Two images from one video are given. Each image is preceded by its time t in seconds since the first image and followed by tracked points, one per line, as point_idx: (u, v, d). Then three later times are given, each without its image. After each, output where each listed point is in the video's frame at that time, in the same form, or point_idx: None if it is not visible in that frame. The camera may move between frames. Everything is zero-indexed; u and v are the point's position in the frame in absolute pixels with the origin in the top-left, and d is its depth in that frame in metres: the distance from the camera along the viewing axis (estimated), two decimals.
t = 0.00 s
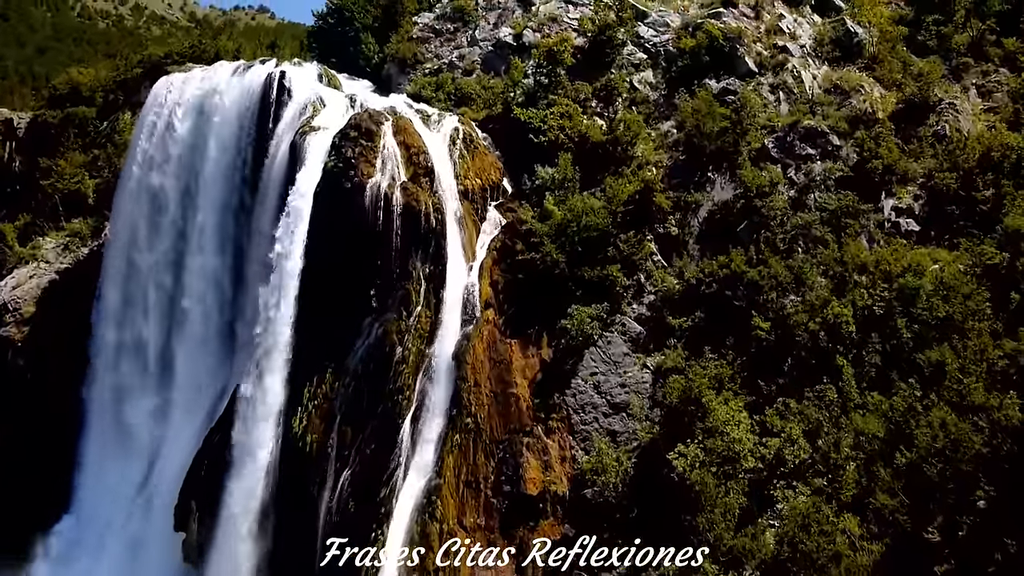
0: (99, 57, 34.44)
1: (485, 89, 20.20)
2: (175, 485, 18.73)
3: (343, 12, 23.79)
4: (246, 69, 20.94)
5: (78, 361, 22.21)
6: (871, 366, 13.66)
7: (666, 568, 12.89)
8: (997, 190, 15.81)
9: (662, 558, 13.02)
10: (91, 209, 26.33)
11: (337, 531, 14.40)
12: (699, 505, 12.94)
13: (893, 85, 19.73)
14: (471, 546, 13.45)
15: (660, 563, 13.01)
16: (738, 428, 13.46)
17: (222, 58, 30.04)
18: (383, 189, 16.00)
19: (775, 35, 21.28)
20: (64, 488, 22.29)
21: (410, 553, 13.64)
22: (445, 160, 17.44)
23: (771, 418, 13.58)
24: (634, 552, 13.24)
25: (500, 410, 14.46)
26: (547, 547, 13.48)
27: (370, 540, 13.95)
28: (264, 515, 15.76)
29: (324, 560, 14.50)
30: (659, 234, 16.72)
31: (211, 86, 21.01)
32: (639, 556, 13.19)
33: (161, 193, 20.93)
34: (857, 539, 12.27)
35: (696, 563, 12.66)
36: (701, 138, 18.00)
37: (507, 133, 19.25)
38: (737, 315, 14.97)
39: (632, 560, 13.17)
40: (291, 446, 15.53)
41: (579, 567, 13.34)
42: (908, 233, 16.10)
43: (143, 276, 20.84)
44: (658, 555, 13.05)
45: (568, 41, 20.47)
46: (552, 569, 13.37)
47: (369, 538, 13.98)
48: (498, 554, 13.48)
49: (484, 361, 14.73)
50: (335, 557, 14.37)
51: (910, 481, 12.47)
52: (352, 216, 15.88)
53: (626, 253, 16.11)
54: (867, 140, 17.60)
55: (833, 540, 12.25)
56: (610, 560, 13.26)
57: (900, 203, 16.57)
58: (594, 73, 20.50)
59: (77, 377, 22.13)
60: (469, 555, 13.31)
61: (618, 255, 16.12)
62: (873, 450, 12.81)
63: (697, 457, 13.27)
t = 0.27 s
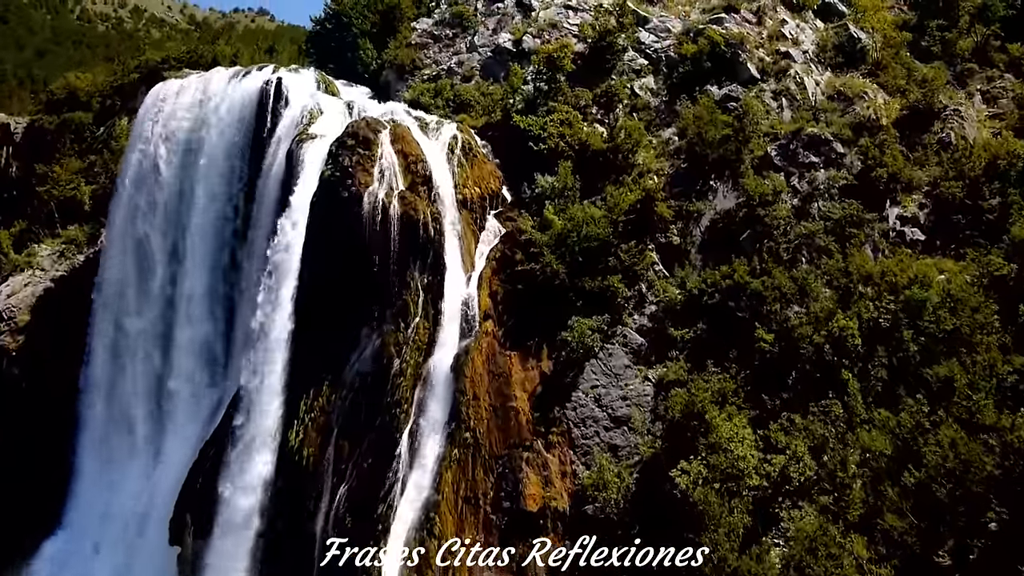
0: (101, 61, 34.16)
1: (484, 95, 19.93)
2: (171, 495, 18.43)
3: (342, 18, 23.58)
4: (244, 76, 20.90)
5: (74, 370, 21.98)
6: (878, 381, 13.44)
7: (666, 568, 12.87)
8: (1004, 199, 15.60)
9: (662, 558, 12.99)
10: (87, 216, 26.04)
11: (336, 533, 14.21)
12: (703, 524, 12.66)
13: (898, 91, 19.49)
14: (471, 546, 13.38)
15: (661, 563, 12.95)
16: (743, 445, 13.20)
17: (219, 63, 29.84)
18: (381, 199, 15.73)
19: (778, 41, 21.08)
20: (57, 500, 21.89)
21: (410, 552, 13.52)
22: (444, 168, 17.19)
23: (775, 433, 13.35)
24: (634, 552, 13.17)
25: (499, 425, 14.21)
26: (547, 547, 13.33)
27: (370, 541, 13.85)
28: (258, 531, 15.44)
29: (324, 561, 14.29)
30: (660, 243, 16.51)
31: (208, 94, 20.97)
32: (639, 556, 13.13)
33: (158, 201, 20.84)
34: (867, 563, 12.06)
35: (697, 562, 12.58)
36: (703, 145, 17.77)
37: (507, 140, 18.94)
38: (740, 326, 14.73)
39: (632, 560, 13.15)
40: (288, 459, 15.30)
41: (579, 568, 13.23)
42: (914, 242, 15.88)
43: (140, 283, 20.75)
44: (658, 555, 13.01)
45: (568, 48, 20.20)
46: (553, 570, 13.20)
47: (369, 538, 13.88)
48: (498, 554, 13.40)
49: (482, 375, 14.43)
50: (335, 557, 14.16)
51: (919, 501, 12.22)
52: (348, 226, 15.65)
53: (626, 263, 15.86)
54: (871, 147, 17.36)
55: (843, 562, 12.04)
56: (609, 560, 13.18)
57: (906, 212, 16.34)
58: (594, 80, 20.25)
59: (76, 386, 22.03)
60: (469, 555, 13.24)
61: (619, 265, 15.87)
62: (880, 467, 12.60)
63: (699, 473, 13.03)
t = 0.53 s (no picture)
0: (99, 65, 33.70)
1: (482, 103, 19.66)
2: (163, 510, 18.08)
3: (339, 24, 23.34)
4: (239, 83, 20.61)
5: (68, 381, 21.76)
6: (884, 398, 13.22)
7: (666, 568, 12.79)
8: (1012, 210, 15.38)
9: (662, 558, 12.91)
10: (82, 223, 25.70)
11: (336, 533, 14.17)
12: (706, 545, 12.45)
13: (902, 99, 19.26)
14: (471, 546, 13.24)
15: (661, 564, 12.87)
16: (747, 465, 12.94)
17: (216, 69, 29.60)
18: (378, 210, 15.47)
19: (780, 47, 20.84)
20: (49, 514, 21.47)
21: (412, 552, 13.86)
22: (441, 178, 16.94)
23: (780, 452, 13.06)
24: (634, 552, 13.05)
25: (498, 442, 13.85)
26: (547, 546, 13.05)
27: (370, 540, 13.97)
28: (254, 547, 15.15)
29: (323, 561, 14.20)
30: (662, 255, 16.24)
31: (203, 101, 20.66)
32: (640, 556, 13.01)
33: (151, 209, 20.49)
34: None
35: (697, 562, 12.52)
36: (705, 155, 17.48)
37: (506, 149, 18.69)
38: (743, 340, 14.49)
39: (632, 560, 13.00)
40: (283, 476, 14.97)
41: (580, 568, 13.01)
42: (920, 254, 15.66)
43: (132, 293, 20.37)
44: (658, 555, 12.93)
45: (568, 55, 19.91)
46: (553, 569, 12.91)
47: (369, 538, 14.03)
48: (499, 555, 12.98)
49: (480, 390, 14.13)
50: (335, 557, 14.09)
51: (929, 525, 11.97)
52: (343, 237, 15.32)
53: (627, 275, 15.64)
54: (876, 157, 17.12)
55: None
56: (610, 560, 12.98)
57: (911, 222, 16.14)
58: (594, 87, 19.99)
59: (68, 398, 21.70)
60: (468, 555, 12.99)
61: (619, 278, 15.60)
62: (887, 488, 12.34)
63: (703, 493, 12.79)
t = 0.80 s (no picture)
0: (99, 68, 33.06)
1: (480, 110, 19.43)
2: (157, 523, 17.82)
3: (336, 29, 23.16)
4: (235, 90, 20.39)
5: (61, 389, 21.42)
6: (891, 415, 12.97)
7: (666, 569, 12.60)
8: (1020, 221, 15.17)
9: (662, 559, 12.71)
10: (77, 231, 25.41)
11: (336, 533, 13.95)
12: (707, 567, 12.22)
13: (907, 106, 19.03)
14: (471, 545, 13.27)
15: (660, 564, 12.68)
16: (751, 484, 12.66)
17: (213, 74, 29.25)
18: (374, 220, 15.25)
19: (782, 53, 20.60)
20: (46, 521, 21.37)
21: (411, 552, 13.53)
22: (438, 189, 16.62)
23: (784, 470, 12.83)
24: (633, 552, 12.83)
25: (497, 458, 13.64)
26: (547, 547, 12.78)
27: (370, 539, 13.80)
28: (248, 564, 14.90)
29: (322, 562, 13.94)
30: (664, 266, 15.98)
31: (198, 107, 20.38)
32: (639, 556, 12.81)
33: (145, 216, 20.25)
34: None
35: (697, 562, 12.32)
36: (707, 164, 17.16)
37: (504, 157, 18.40)
38: (746, 354, 14.28)
39: (631, 560, 12.79)
40: (277, 491, 14.66)
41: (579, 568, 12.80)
42: (926, 266, 15.50)
43: (125, 302, 20.09)
44: (658, 555, 12.74)
45: (567, 61, 19.69)
46: (552, 570, 12.69)
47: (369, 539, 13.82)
48: (499, 554, 13.00)
49: (478, 406, 14.01)
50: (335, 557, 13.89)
51: (938, 549, 11.75)
52: (339, 248, 15.11)
53: (627, 287, 15.30)
54: (880, 165, 16.87)
55: None
56: (610, 560, 12.73)
57: (916, 232, 15.92)
58: (594, 94, 19.74)
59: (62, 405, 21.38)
60: (469, 555, 13.14)
61: (620, 290, 15.31)
62: (894, 510, 12.13)
63: (706, 514, 12.50)
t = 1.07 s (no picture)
0: (97, 71, 32.32)
1: (479, 116, 19.22)
2: (152, 535, 17.60)
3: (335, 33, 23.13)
4: (234, 96, 20.23)
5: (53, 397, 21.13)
6: (897, 430, 12.79)
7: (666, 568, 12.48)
8: None
9: (662, 558, 12.60)
10: (73, 236, 25.16)
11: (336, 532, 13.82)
12: None
13: (910, 113, 18.88)
14: (471, 545, 13.09)
15: (660, 564, 12.55)
16: (755, 502, 12.43)
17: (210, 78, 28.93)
18: (371, 229, 14.99)
19: (784, 58, 20.41)
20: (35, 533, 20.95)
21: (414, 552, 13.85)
22: (436, 197, 16.40)
23: (788, 485, 12.61)
24: (633, 552, 12.66)
25: (496, 472, 13.42)
26: (547, 546, 12.71)
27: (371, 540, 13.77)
28: None
29: (321, 562, 13.81)
30: (664, 275, 15.72)
31: (195, 113, 20.22)
32: (639, 556, 12.64)
33: (141, 223, 20.03)
34: None
35: (697, 562, 12.22)
36: (708, 171, 16.99)
37: (502, 164, 18.16)
38: (749, 365, 14.07)
39: (632, 560, 12.59)
40: (273, 504, 14.37)
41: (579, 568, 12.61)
42: (930, 275, 15.28)
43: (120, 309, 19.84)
44: (657, 555, 12.62)
45: (567, 66, 19.52)
46: (551, 570, 12.56)
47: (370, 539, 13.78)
48: (499, 554, 12.82)
49: (476, 418, 13.79)
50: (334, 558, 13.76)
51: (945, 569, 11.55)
52: (336, 256, 14.81)
53: (628, 297, 15.07)
54: (884, 172, 16.70)
55: None
56: (610, 560, 12.52)
57: (921, 241, 15.72)
58: (594, 99, 19.52)
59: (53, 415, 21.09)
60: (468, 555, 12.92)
61: (620, 300, 15.08)
62: (901, 528, 11.95)
63: (710, 533, 12.30)
